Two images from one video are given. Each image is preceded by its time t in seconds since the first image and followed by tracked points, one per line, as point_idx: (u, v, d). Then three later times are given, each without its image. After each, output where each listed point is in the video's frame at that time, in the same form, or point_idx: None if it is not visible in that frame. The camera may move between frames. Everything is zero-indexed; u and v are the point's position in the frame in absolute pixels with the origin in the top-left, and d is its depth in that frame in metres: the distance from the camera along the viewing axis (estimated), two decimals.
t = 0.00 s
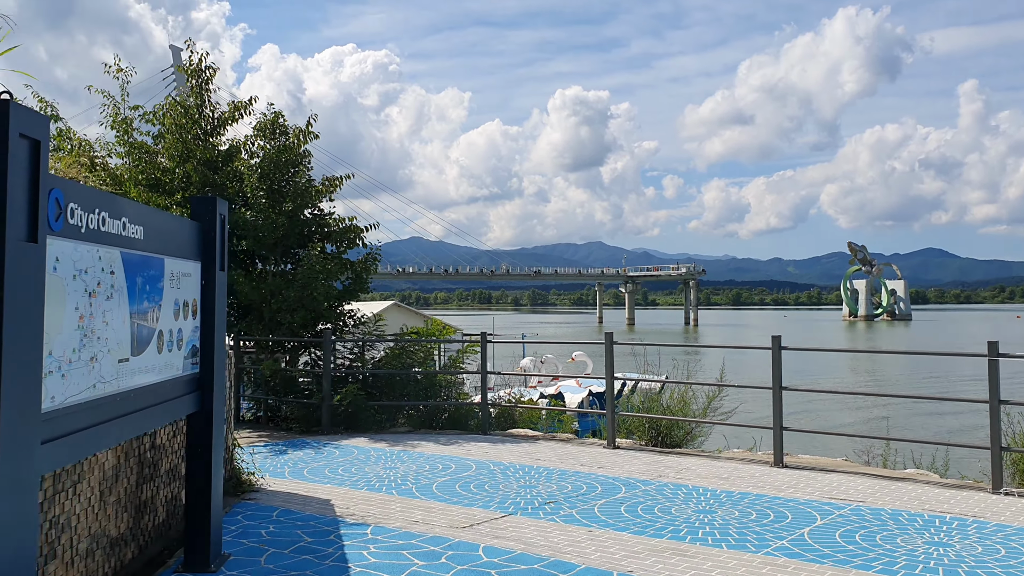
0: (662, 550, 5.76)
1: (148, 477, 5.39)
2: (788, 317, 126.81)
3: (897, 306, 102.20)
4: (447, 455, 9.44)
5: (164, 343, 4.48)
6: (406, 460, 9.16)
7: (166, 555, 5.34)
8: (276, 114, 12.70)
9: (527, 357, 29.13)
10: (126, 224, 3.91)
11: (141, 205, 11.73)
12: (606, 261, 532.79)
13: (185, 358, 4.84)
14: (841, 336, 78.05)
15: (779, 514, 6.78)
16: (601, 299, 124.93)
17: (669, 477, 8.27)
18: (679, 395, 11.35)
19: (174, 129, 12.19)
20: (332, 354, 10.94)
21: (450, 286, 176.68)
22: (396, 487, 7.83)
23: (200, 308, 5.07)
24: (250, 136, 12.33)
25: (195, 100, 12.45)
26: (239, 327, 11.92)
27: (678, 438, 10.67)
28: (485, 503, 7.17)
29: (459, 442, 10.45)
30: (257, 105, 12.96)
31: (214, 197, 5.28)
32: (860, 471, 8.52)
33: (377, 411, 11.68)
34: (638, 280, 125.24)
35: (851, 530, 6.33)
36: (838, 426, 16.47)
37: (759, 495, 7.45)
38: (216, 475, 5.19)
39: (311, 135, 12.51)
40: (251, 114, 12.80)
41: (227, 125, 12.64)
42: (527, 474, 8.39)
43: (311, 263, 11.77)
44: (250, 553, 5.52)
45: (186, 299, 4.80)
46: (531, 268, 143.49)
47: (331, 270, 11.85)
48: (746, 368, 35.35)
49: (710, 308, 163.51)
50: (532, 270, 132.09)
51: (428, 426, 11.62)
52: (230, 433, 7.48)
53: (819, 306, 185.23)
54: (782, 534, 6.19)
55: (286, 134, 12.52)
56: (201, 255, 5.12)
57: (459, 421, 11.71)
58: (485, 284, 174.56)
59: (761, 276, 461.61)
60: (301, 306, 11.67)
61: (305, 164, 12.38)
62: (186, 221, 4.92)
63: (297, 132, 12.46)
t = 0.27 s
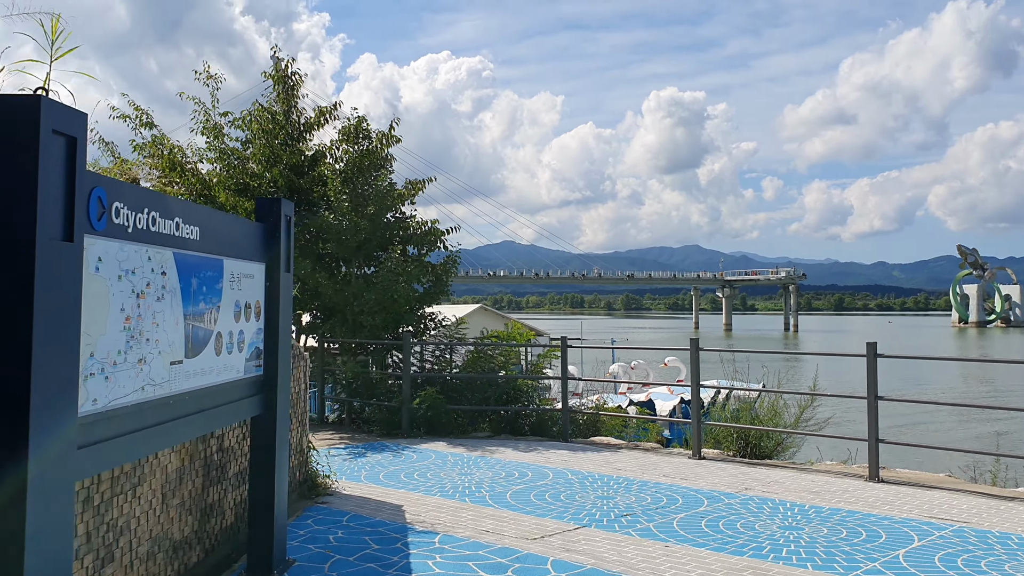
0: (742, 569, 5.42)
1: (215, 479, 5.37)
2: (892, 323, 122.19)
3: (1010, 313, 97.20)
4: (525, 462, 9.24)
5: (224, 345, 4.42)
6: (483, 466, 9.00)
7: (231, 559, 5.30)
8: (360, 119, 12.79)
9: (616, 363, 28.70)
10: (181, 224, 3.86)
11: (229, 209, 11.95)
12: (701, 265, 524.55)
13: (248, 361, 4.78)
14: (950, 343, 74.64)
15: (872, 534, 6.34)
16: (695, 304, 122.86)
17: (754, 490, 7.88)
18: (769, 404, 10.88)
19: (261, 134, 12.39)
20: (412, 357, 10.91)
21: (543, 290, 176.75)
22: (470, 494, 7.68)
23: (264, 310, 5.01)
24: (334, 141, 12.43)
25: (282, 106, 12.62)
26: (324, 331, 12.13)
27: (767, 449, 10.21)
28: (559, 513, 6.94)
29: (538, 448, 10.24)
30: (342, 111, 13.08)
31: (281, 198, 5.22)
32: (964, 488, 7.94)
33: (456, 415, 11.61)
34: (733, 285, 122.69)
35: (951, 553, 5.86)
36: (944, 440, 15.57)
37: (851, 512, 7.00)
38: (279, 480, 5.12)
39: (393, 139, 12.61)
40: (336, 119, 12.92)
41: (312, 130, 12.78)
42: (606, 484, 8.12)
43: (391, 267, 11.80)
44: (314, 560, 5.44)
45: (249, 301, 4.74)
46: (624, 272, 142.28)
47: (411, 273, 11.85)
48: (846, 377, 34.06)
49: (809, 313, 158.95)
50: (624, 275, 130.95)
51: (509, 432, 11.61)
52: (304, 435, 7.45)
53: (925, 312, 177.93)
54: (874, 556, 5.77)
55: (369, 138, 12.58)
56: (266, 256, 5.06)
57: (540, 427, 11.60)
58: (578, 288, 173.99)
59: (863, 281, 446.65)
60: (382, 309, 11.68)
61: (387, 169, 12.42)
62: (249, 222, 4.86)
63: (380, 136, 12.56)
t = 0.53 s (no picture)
0: None
1: (263, 483, 5.31)
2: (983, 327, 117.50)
3: None
4: (587, 468, 9.01)
5: (265, 347, 4.34)
6: (543, 471, 8.81)
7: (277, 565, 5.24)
8: (424, 120, 12.75)
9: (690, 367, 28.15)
10: (214, 225, 3.78)
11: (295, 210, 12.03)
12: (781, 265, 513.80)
13: (291, 364, 4.69)
14: None
15: (951, 553, 5.93)
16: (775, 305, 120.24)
17: (825, 503, 7.49)
18: (844, 411, 10.41)
19: (329, 136, 12.49)
20: (474, 359, 10.81)
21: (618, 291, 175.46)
22: (527, 500, 7.50)
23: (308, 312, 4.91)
24: (399, 142, 12.42)
25: (348, 107, 12.67)
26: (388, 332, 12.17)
27: (842, 458, 9.75)
28: (616, 524, 6.69)
29: (602, 454, 10.00)
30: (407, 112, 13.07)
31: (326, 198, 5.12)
32: None
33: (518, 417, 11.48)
34: (815, 286, 119.69)
35: None
36: None
37: (929, 529, 6.58)
38: (324, 485, 5.03)
39: (457, 140, 12.61)
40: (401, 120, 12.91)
41: (378, 131, 12.79)
42: (668, 493, 7.83)
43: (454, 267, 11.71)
44: (360, 567, 5.33)
45: (292, 303, 4.65)
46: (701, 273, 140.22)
47: (474, 274, 11.76)
48: (933, 382, 32.74)
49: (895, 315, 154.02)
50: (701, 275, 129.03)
51: (573, 436, 11.45)
52: (360, 437, 7.40)
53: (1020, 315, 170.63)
54: None
55: (433, 138, 12.54)
56: (311, 257, 4.97)
57: (605, 433, 11.42)
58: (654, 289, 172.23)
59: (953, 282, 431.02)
60: (445, 310, 11.61)
61: (451, 169, 12.34)
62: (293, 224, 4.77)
63: (443, 137, 12.55)
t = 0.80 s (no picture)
0: None
1: (244, 489, 5.12)
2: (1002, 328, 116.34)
3: None
4: (589, 473, 8.79)
5: (238, 347, 4.15)
6: (544, 476, 8.61)
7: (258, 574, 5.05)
8: (428, 117, 12.57)
9: (703, 369, 27.86)
10: (179, 218, 3.60)
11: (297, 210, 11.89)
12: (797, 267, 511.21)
13: (269, 364, 4.50)
14: None
15: (964, 564, 5.67)
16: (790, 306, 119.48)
17: (833, 509, 7.24)
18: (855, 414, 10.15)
19: (332, 134, 12.35)
20: (477, 361, 10.62)
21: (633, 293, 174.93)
22: (525, 506, 7.28)
23: (288, 311, 4.73)
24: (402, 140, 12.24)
25: (350, 105, 12.51)
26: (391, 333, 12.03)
27: (853, 462, 9.48)
28: (615, 531, 6.47)
29: (605, 458, 9.78)
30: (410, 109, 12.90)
31: (308, 193, 4.93)
32: None
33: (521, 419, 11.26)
34: (831, 287, 118.86)
35: None
36: None
37: (941, 538, 6.32)
38: (305, 490, 4.84)
39: (461, 138, 12.46)
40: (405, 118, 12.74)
41: (381, 129, 12.62)
42: (671, 499, 7.60)
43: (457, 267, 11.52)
44: None
45: (269, 301, 4.46)
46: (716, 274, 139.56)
47: (478, 274, 11.56)
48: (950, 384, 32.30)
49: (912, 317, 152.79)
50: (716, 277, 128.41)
51: (577, 440, 11.27)
52: (354, 441, 7.22)
53: None
54: None
55: (437, 136, 12.36)
56: (291, 254, 4.78)
57: (610, 436, 11.22)
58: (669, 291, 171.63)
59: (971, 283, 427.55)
60: (447, 310, 11.42)
61: (454, 167, 12.15)
62: (272, 219, 4.58)
63: (447, 134, 12.38)
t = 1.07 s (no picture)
0: None
1: (216, 499, 4.93)
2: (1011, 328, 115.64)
3: None
4: (584, 479, 8.58)
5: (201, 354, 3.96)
6: (538, 481, 8.41)
7: None
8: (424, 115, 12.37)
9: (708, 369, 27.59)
10: (133, 218, 3.41)
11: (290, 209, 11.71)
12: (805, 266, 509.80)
13: (237, 371, 4.31)
14: None
15: None
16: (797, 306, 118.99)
17: (834, 518, 7.01)
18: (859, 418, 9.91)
19: (327, 133, 12.19)
20: (472, 363, 10.44)
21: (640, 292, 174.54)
22: (516, 513, 7.08)
23: (259, 315, 4.53)
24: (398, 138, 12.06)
25: (345, 103, 12.33)
26: (386, 335, 11.86)
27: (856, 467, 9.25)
28: (606, 541, 6.25)
29: (602, 463, 9.57)
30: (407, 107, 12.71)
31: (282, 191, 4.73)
32: None
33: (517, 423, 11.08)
34: (838, 287, 118.33)
35: None
36: None
37: (945, 549, 6.09)
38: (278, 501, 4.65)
39: (458, 137, 12.27)
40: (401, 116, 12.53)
41: (377, 127, 12.44)
42: (667, 506, 7.38)
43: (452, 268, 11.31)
44: None
45: (237, 305, 4.26)
46: (723, 274, 139.16)
47: (474, 275, 11.36)
48: (959, 385, 31.97)
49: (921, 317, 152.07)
50: (723, 276, 128.01)
51: (575, 443, 11.07)
52: (340, 446, 7.03)
53: None
54: None
55: (433, 135, 12.17)
56: (263, 255, 4.58)
57: (608, 439, 11.03)
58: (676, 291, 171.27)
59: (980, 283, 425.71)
60: (443, 312, 11.22)
61: (451, 166, 11.96)
62: (241, 219, 4.39)
63: (443, 132, 12.19)
